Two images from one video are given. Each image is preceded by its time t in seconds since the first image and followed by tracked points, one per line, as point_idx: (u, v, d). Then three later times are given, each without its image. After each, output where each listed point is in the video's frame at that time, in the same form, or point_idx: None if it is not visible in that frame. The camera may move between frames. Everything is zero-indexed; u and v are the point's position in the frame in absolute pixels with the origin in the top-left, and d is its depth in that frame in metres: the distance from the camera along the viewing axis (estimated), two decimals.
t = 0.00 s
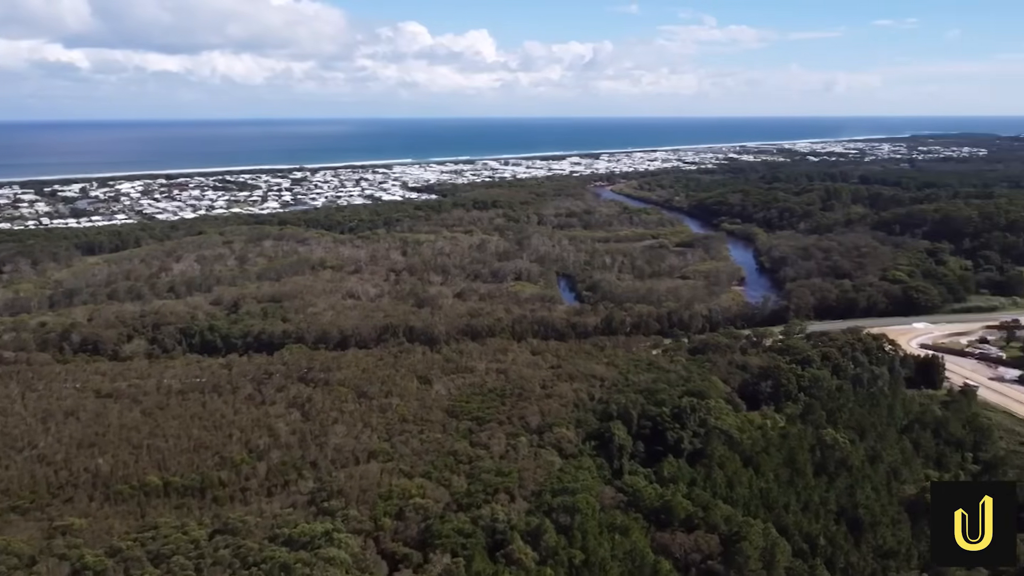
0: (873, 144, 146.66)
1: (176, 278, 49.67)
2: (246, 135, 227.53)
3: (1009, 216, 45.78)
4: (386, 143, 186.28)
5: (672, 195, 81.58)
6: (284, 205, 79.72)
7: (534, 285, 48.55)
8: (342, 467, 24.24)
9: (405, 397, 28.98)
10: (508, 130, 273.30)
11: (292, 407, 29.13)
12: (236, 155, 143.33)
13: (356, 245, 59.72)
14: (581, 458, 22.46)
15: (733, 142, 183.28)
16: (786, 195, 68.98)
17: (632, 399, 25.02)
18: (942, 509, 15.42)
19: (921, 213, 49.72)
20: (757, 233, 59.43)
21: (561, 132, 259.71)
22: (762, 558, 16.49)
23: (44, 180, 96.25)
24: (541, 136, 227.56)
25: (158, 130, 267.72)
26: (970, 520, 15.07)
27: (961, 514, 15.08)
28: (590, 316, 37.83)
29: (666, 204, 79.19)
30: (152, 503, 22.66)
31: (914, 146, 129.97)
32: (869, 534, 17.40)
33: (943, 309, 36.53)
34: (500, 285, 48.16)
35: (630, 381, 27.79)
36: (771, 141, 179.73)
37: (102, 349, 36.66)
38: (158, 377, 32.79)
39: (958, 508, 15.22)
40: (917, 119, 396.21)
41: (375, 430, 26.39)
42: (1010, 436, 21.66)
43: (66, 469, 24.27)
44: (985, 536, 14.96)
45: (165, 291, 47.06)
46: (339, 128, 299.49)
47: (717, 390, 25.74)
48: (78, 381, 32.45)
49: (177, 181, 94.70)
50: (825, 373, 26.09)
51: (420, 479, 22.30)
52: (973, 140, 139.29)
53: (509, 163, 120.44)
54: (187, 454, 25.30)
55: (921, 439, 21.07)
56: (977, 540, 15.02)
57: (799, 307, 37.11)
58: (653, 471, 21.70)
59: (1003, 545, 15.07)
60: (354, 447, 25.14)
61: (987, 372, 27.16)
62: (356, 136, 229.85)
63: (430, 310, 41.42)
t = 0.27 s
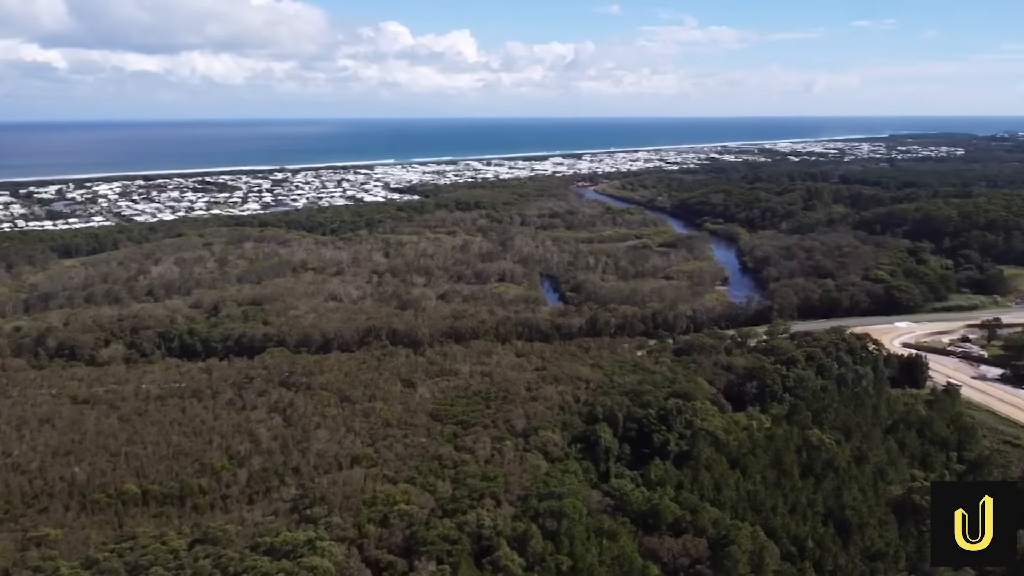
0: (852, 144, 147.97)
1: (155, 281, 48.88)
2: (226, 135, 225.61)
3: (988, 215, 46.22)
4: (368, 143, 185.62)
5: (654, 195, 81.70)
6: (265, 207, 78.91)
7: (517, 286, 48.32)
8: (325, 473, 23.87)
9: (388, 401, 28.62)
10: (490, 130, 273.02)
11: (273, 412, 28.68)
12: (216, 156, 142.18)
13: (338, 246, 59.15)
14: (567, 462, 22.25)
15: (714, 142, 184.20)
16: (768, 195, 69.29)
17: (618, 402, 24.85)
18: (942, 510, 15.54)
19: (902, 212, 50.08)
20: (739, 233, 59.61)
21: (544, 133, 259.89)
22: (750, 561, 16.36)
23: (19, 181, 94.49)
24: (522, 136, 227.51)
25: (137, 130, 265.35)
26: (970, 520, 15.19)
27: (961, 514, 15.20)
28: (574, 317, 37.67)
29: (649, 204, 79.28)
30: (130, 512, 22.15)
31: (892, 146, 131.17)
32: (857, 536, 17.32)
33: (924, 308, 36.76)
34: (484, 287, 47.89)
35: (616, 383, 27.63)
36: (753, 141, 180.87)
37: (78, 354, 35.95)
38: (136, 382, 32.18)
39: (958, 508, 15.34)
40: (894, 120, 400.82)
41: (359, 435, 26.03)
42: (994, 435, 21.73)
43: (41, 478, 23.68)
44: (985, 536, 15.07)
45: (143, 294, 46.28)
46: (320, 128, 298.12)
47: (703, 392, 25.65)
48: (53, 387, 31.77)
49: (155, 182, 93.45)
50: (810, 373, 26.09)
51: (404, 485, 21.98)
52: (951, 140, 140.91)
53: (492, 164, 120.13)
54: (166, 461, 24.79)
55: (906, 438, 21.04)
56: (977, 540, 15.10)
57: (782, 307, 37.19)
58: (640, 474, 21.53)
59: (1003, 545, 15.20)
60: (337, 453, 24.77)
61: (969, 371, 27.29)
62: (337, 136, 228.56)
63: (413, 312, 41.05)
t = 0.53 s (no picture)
0: (832, 143, 149.20)
1: (133, 284, 48.10)
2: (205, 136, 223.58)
3: (967, 215, 46.63)
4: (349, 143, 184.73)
5: (637, 195, 81.82)
6: (245, 208, 78.06)
7: (501, 288, 48.08)
8: (307, 479, 23.48)
9: (371, 405, 28.27)
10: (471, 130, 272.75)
11: (254, 417, 28.20)
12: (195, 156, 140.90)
13: (319, 248, 58.58)
14: (553, 466, 22.04)
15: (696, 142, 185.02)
16: (750, 195, 69.56)
17: (603, 404, 24.68)
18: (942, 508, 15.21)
19: (882, 212, 50.42)
20: (722, 233, 59.80)
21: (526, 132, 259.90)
22: (739, 565, 16.21)
23: None
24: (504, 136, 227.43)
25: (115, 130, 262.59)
26: (970, 520, 14.86)
27: (961, 514, 14.87)
28: (558, 318, 37.49)
29: (631, 204, 79.37)
30: (108, 522, 21.62)
31: (871, 146, 132.30)
32: (844, 538, 17.25)
33: (906, 307, 36.99)
34: (467, 288, 47.59)
35: (601, 385, 27.46)
36: (734, 141, 181.91)
37: (54, 359, 35.24)
38: (113, 388, 31.56)
39: (958, 508, 15.00)
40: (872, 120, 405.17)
41: (342, 440, 25.66)
42: (977, 434, 21.80)
43: (15, 487, 23.09)
44: (985, 536, 14.81)
45: (121, 298, 45.50)
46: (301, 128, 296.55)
47: (688, 393, 25.55)
48: (28, 393, 31.06)
49: (133, 184, 92.13)
50: (795, 374, 26.09)
51: (388, 491, 21.65)
52: (928, 140, 142.49)
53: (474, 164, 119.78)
54: (144, 469, 24.27)
55: (891, 438, 21.02)
56: (977, 540, 14.87)
57: (766, 307, 37.27)
58: (626, 478, 21.36)
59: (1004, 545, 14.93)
60: (320, 459, 24.39)
61: (952, 370, 27.43)
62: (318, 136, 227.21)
63: (397, 315, 40.69)
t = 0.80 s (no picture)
0: (811, 144, 150.33)
1: (110, 287, 47.28)
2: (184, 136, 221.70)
3: (946, 214, 47.01)
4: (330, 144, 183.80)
5: (619, 195, 81.89)
6: (225, 210, 77.19)
7: (484, 289, 47.80)
8: (289, 486, 23.08)
9: (354, 410, 27.89)
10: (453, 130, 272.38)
11: (234, 423, 27.72)
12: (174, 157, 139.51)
13: (300, 250, 57.99)
14: (539, 470, 21.81)
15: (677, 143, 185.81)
16: (732, 194, 69.80)
17: (589, 407, 24.50)
18: (942, 509, 14.98)
19: (863, 212, 50.73)
20: (704, 233, 59.94)
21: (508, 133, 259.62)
22: (727, 569, 16.07)
23: None
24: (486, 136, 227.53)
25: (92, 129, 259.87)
26: (970, 520, 14.68)
27: (961, 514, 14.66)
28: (542, 320, 37.29)
29: (614, 204, 79.41)
30: (84, 532, 21.10)
31: (850, 146, 133.38)
32: (832, 540, 17.17)
33: (888, 306, 37.19)
34: (450, 290, 47.28)
35: (586, 387, 27.28)
36: (716, 142, 182.93)
37: (29, 365, 34.49)
38: (90, 394, 30.90)
39: (958, 508, 14.80)
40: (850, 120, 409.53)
41: (324, 446, 25.27)
42: (961, 433, 21.86)
43: None
44: (986, 536, 14.67)
45: (98, 301, 44.69)
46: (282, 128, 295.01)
47: (674, 395, 25.44)
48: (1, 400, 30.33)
49: (110, 185, 90.81)
50: (779, 374, 26.06)
51: (372, 497, 21.31)
52: (907, 140, 143.79)
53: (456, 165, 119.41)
54: (122, 477, 23.74)
55: (876, 438, 21.00)
56: (977, 540, 14.71)
57: (749, 307, 37.31)
58: (613, 481, 21.19)
59: (1003, 546, 14.84)
60: (302, 465, 23.99)
61: (934, 369, 27.55)
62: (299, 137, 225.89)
63: (379, 317, 40.30)
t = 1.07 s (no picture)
0: (792, 143, 151.41)
1: (86, 291, 46.42)
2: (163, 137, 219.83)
3: (927, 214, 47.38)
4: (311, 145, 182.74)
5: (602, 196, 81.91)
6: (205, 211, 76.26)
7: (468, 291, 47.53)
8: (271, 493, 22.68)
9: (337, 414, 27.51)
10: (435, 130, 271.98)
11: (214, 429, 27.23)
12: (153, 158, 138.05)
13: (281, 252, 57.35)
14: (525, 474, 21.59)
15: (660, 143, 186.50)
16: (714, 194, 70.00)
17: (574, 410, 24.32)
18: (942, 509, 15.20)
19: (845, 212, 51.02)
20: (687, 233, 60.06)
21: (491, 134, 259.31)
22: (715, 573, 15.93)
23: None
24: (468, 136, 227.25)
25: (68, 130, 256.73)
26: (970, 520, 14.87)
27: (961, 514, 14.86)
28: (527, 322, 37.08)
29: (597, 205, 79.40)
30: (59, 543, 20.57)
31: (830, 146, 134.43)
32: (820, 543, 17.10)
33: (870, 306, 37.38)
34: (434, 292, 46.95)
35: (571, 390, 27.09)
36: (698, 142, 183.83)
37: (3, 372, 33.73)
38: (66, 401, 30.24)
39: (957, 509, 15.02)
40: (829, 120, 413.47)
41: (306, 452, 24.89)
42: (945, 432, 21.91)
43: None
44: (985, 535, 14.77)
45: (74, 305, 43.86)
46: (262, 129, 293.64)
47: (659, 396, 25.32)
48: None
49: (87, 187, 89.41)
50: (764, 375, 26.03)
51: (355, 504, 20.98)
52: (886, 140, 145.28)
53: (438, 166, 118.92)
54: (99, 486, 23.21)
55: (862, 439, 20.98)
56: (977, 540, 14.81)
57: (733, 307, 37.34)
58: (600, 484, 21.00)
59: (1004, 545, 14.81)
60: (284, 471, 23.60)
61: (917, 368, 27.66)
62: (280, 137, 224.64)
63: (362, 320, 39.88)
